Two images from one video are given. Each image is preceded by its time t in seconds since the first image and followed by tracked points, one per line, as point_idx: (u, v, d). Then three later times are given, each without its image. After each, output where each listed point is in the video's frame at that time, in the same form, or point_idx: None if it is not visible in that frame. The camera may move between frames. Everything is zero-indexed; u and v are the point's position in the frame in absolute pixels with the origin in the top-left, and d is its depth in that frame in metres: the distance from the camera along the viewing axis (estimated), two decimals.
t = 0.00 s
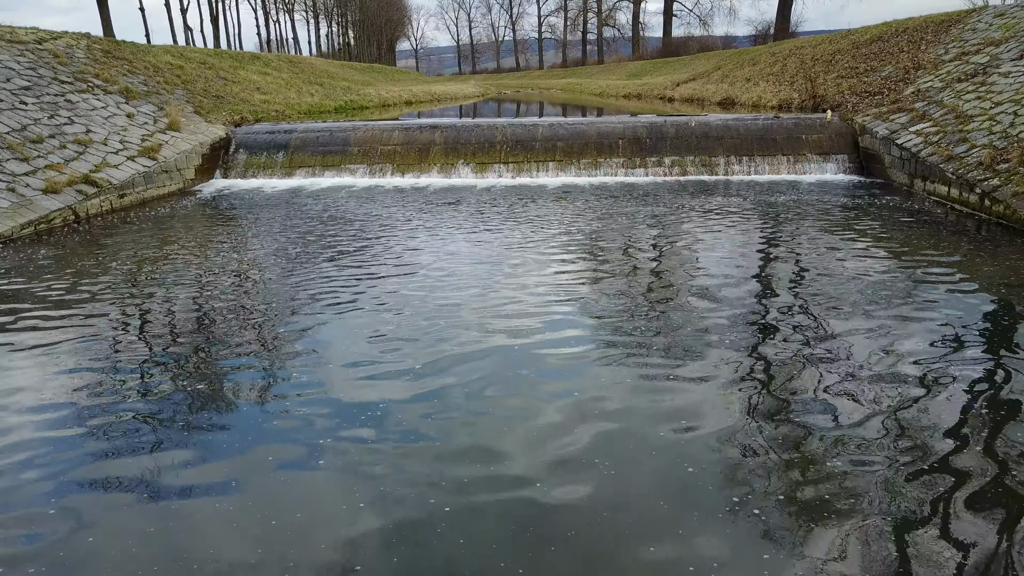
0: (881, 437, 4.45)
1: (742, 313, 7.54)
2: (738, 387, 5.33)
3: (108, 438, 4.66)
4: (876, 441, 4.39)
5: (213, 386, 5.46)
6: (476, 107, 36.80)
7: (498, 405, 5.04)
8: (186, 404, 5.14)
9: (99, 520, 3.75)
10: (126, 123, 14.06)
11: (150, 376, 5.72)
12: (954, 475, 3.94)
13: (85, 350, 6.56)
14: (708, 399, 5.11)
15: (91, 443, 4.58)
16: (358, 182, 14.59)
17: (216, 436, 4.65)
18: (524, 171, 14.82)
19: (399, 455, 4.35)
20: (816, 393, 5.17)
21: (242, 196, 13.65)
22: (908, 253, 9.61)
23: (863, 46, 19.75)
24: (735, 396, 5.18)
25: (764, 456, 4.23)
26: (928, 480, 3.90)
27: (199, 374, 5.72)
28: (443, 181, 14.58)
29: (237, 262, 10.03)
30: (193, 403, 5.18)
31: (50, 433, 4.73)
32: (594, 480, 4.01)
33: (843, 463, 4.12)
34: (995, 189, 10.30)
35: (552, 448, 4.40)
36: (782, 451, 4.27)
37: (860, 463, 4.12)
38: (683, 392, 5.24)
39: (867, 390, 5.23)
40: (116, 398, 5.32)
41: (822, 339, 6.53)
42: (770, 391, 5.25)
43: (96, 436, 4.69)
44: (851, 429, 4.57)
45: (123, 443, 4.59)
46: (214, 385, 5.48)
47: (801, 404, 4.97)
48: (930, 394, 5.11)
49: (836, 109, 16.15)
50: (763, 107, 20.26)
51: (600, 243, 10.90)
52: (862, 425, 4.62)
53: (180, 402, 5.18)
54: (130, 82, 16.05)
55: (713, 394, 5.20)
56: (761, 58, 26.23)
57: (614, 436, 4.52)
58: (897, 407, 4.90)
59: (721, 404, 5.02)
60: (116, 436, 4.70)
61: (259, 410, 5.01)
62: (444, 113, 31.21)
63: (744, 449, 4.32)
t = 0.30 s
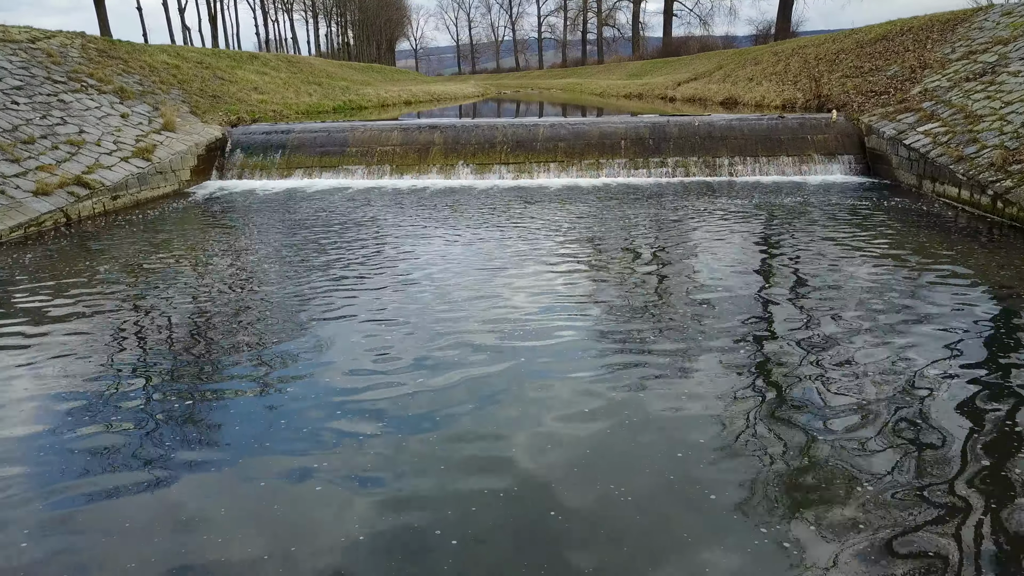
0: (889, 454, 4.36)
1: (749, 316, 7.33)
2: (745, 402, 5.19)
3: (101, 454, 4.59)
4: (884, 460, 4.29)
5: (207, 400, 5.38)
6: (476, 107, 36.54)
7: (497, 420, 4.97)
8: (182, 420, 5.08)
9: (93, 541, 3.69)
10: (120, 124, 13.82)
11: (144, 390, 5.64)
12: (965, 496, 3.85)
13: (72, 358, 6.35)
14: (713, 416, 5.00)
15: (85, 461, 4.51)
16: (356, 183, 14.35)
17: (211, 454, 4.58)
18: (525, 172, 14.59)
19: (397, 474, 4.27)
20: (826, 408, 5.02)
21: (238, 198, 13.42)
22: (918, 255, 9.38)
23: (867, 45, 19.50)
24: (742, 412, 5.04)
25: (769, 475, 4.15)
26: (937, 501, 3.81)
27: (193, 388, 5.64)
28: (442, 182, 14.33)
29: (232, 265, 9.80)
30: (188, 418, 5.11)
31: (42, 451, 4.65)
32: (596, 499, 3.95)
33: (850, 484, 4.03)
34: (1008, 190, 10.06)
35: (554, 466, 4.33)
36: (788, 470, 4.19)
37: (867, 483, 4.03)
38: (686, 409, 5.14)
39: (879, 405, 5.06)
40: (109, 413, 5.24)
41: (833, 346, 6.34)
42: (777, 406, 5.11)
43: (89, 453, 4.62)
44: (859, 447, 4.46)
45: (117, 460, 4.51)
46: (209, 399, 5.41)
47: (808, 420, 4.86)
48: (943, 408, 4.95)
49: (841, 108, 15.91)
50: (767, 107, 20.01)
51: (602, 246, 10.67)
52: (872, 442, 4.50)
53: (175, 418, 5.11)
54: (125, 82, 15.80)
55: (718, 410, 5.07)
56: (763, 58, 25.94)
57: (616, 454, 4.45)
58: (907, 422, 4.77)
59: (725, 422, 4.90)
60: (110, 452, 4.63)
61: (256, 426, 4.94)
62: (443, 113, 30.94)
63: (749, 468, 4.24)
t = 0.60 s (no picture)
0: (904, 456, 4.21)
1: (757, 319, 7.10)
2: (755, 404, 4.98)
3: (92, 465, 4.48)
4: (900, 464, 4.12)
5: (201, 408, 5.27)
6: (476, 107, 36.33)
7: (497, 422, 4.85)
8: (175, 428, 4.97)
9: (87, 551, 3.63)
10: (114, 125, 13.57)
11: (136, 399, 5.51)
12: (984, 501, 3.70)
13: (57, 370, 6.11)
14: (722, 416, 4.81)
15: (74, 472, 4.40)
16: (354, 185, 14.11)
17: (205, 462, 4.47)
18: (526, 174, 14.36)
19: (394, 480, 4.16)
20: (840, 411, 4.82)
21: (234, 200, 13.19)
22: (930, 258, 9.16)
23: (872, 45, 19.29)
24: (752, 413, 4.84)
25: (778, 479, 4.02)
26: (948, 502, 3.71)
27: (187, 396, 5.53)
28: (442, 184, 14.09)
29: (226, 268, 9.56)
30: (182, 426, 4.99)
31: (30, 463, 4.53)
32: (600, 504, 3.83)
33: (863, 486, 3.89)
34: (1021, 193, 9.81)
35: (555, 468, 4.22)
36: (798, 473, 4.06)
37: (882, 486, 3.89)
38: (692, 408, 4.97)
39: (897, 408, 4.83)
40: (98, 423, 5.10)
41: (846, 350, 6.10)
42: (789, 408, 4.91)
43: (79, 464, 4.50)
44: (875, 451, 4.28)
45: (108, 472, 4.40)
46: (203, 407, 5.30)
47: (820, 421, 4.67)
48: (964, 413, 4.74)
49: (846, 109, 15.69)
50: (770, 108, 19.77)
51: (605, 249, 10.44)
52: (877, 439, 4.41)
53: (168, 426, 5.00)
54: (119, 82, 15.55)
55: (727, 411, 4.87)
56: (766, 58, 25.69)
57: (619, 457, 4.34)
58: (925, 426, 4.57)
59: (734, 423, 4.71)
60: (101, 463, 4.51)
61: (251, 432, 4.83)
62: (444, 113, 31.03)
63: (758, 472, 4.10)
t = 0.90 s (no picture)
0: (926, 471, 4.01)
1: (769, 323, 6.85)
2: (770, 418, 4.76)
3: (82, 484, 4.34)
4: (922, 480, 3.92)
5: (198, 421, 5.11)
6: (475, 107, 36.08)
7: (501, 436, 4.69)
8: (171, 440, 4.86)
9: (89, 559, 3.63)
10: (107, 125, 13.32)
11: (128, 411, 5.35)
12: (995, 509, 3.62)
13: (40, 380, 5.88)
14: (734, 430, 4.61)
15: (73, 484, 4.36)
16: (352, 187, 13.87)
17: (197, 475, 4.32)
18: (527, 175, 14.11)
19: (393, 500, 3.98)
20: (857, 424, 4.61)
21: (230, 202, 12.95)
22: (942, 261, 8.90)
23: (877, 44, 19.05)
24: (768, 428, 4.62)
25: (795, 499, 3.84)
26: (951, 505, 3.68)
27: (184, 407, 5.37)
28: (441, 186, 13.84)
29: (219, 272, 9.32)
30: (176, 441, 4.85)
31: (21, 478, 4.43)
32: (607, 522, 3.67)
33: (882, 505, 3.73)
34: None
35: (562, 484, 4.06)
36: (815, 490, 3.89)
37: (902, 505, 3.72)
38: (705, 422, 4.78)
39: (921, 422, 4.59)
40: (87, 437, 4.94)
41: (862, 355, 5.85)
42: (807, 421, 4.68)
43: (70, 484, 4.36)
44: (891, 463, 4.12)
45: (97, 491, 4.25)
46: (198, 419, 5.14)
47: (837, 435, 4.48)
48: (981, 420, 4.58)
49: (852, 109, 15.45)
50: (774, 108, 19.53)
51: (607, 252, 10.19)
52: (885, 444, 4.34)
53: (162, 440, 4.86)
54: (113, 82, 15.30)
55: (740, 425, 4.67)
56: (768, 58, 25.45)
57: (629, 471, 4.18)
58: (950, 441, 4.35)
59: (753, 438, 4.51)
60: (92, 483, 4.37)
61: (253, 437, 4.83)
62: (442, 113, 31.02)
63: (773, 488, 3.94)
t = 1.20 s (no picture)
0: (951, 489, 3.82)
1: (782, 330, 6.60)
2: (785, 432, 4.55)
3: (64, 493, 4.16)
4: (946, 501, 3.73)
5: (189, 426, 4.93)
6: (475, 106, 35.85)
7: (504, 447, 4.50)
8: (166, 439, 4.77)
9: (81, 562, 3.53)
10: (100, 126, 13.06)
11: (118, 415, 5.16)
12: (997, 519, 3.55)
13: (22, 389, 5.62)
14: (748, 444, 4.42)
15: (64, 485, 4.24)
16: (350, 189, 13.61)
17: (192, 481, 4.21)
18: (528, 177, 13.86)
19: (387, 517, 3.79)
20: (877, 440, 4.40)
21: (225, 204, 12.70)
22: (955, 266, 8.66)
23: (882, 43, 18.82)
24: (782, 442, 4.43)
25: (810, 519, 3.65)
26: (953, 513, 3.61)
27: (175, 411, 5.19)
28: (441, 188, 13.60)
29: (212, 276, 9.07)
30: (166, 446, 4.67)
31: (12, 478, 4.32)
32: (611, 544, 3.49)
33: (892, 517, 3.61)
34: None
35: (566, 501, 3.87)
36: (833, 509, 3.70)
37: (912, 516, 3.60)
38: (714, 432, 4.59)
39: (941, 435, 4.40)
40: (74, 443, 4.75)
41: (880, 365, 5.61)
42: (823, 437, 4.48)
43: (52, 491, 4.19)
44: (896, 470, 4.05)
45: (79, 500, 4.07)
46: (190, 425, 4.96)
47: (855, 452, 4.28)
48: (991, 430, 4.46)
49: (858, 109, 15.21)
50: (777, 108, 19.29)
51: (610, 255, 9.95)
52: (892, 452, 4.24)
53: (150, 446, 4.68)
54: (107, 82, 15.05)
55: (754, 440, 4.47)
56: (771, 57, 25.20)
57: (637, 486, 3.99)
58: (974, 457, 4.15)
59: (766, 452, 4.32)
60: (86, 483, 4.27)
61: (250, 436, 4.75)
62: (440, 113, 30.66)
63: (787, 507, 3.75)
